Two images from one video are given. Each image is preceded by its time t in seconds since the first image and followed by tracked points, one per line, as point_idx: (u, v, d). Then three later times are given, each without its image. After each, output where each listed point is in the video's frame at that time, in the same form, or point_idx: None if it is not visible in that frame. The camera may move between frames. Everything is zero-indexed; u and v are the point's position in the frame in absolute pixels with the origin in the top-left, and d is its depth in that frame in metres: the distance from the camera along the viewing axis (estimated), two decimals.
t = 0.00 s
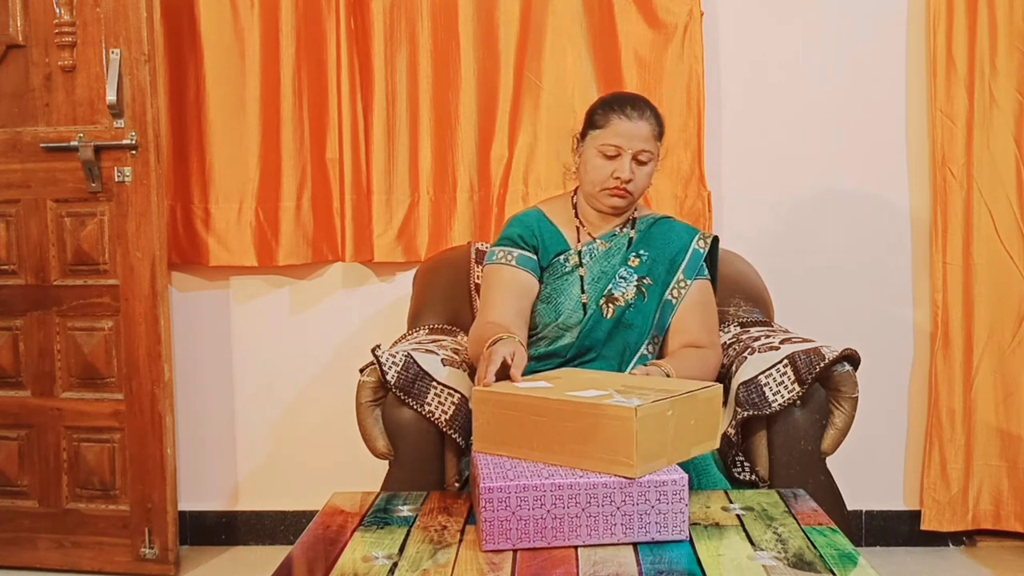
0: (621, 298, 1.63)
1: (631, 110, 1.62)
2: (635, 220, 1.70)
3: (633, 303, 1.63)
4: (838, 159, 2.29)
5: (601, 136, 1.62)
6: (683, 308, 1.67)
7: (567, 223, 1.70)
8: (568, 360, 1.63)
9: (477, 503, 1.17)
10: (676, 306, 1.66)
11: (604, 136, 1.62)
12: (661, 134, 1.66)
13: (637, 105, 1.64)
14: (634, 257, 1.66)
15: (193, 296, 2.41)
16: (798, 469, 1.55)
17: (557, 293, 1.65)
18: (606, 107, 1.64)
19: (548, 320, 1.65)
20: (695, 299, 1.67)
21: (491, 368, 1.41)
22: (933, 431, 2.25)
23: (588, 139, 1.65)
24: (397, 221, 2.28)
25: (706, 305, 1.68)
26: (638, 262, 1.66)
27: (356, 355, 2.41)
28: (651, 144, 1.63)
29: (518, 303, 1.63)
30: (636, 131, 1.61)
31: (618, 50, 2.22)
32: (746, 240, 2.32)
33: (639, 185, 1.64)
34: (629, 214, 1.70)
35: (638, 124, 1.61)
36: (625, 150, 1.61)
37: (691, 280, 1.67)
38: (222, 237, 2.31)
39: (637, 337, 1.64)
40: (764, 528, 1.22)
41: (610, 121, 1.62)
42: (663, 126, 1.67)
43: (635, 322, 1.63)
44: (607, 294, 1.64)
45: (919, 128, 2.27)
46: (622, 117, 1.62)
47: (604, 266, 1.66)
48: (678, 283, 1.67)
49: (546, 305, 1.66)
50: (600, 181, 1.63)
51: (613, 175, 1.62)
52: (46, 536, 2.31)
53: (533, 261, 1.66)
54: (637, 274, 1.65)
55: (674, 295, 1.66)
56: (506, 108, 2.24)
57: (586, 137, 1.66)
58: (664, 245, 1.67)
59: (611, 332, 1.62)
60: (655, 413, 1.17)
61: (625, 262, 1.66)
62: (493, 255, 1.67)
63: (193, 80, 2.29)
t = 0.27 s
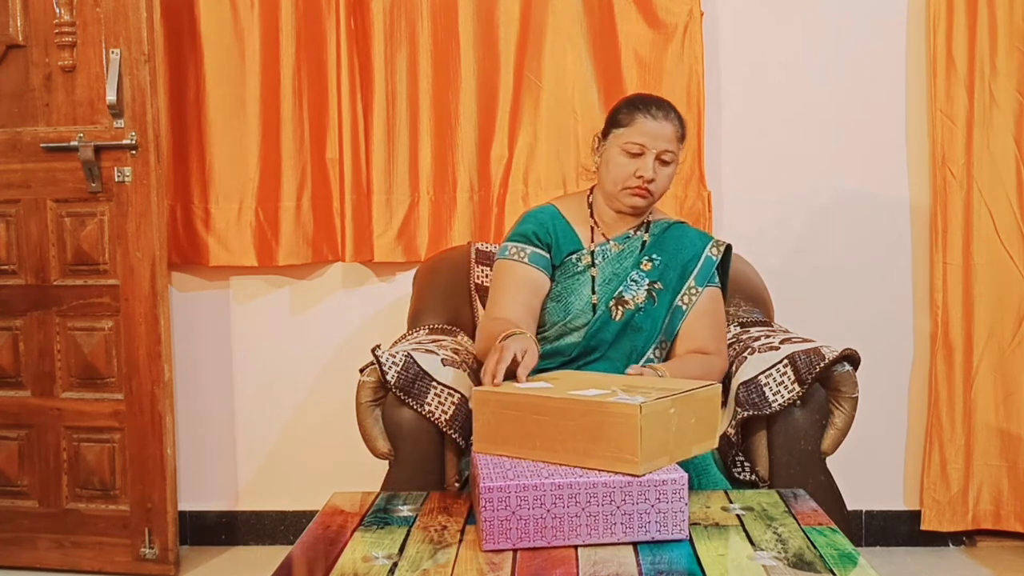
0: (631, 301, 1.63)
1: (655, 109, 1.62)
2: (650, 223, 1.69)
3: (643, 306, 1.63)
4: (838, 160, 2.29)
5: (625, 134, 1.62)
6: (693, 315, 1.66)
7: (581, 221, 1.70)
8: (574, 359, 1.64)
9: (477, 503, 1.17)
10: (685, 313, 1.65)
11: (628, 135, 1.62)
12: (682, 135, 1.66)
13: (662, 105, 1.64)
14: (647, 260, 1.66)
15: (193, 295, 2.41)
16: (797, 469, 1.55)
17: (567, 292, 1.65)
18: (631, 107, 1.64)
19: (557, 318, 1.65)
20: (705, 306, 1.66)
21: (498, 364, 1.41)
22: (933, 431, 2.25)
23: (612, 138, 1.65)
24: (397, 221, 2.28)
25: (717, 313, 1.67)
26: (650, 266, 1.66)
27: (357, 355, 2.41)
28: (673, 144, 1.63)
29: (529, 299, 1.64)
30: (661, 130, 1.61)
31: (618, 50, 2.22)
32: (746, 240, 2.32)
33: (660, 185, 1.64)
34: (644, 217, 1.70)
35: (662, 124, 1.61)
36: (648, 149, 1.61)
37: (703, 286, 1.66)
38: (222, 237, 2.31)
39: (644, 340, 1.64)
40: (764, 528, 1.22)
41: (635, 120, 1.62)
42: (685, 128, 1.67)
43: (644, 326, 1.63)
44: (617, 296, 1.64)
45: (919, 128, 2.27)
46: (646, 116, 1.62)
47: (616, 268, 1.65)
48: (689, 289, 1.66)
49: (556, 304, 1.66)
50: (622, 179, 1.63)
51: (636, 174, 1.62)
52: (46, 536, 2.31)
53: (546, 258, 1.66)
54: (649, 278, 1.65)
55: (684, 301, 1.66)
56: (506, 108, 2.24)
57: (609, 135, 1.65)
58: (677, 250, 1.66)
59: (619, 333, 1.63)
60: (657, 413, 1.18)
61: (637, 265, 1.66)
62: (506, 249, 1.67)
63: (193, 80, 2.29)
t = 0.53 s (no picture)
0: (634, 300, 1.63)
1: (647, 105, 1.64)
2: (651, 222, 1.70)
3: (646, 306, 1.63)
4: (839, 160, 2.29)
5: (617, 130, 1.64)
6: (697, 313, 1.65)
7: (583, 222, 1.69)
8: (577, 359, 1.64)
9: (477, 503, 1.17)
10: (690, 310, 1.65)
11: (620, 131, 1.64)
12: (677, 132, 1.67)
13: (653, 102, 1.66)
14: (649, 260, 1.66)
15: (193, 295, 2.41)
16: (797, 469, 1.55)
17: (569, 293, 1.65)
18: (623, 104, 1.66)
19: (559, 319, 1.65)
20: (710, 304, 1.65)
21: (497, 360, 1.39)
22: (933, 431, 2.25)
23: (606, 136, 1.66)
24: (398, 221, 2.28)
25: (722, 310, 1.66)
26: (652, 265, 1.66)
27: (357, 355, 2.41)
28: (666, 138, 1.64)
29: (525, 298, 1.62)
30: (652, 124, 1.63)
31: (618, 50, 2.22)
32: (747, 240, 2.32)
33: (657, 181, 1.64)
34: (643, 216, 1.70)
35: (653, 119, 1.63)
36: (641, 143, 1.62)
37: (707, 283, 1.66)
38: (222, 237, 2.31)
39: (647, 339, 1.63)
40: (764, 528, 1.22)
41: (626, 117, 1.64)
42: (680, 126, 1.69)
43: (647, 325, 1.63)
44: (619, 296, 1.64)
45: (919, 128, 2.27)
46: (638, 112, 1.64)
47: (618, 268, 1.65)
48: (693, 287, 1.65)
49: (558, 305, 1.66)
50: (617, 175, 1.63)
51: (630, 169, 1.62)
52: (46, 536, 2.31)
53: (547, 260, 1.65)
54: (651, 277, 1.65)
55: (689, 299, 1.65)
56: (506, 108, 2.24)
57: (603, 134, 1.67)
58: (679, 249, 1.67)
59: (622, 334, 1.63)
60: (603, 415, 1.10)
61: (639, 265, 1.66)
62: (505, 249, 1.65)
63: (193, 80, 2.29)
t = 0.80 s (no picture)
0: (621, 300, 1.64)
1: (615, 104, 1.66)
2: (634, 220, 1.70)
3: (633, 305, 1.64)
4: (839, 161, 2.29)
5: (587, 132, 1.66)
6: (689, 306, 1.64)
7: (566, 224, 1.70)
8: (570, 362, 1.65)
9: (477, 503, 1.17)
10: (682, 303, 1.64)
11: (591, 132, 1.66)
12: (650, 127, 1.68)
13: (621, 99, 1.68)
14: (633, 258, 1.66)
15: (193, 295, 2.41)
16: (798, 469, 1.55)
17: (556, 296, 1.66)
18: (592, 105, 1.68)
19: (546, 323, 1.66)
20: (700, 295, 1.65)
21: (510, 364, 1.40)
22: (933, 431, 2.25)
23: (577, 137, 1.69)
24: (398, 221, 2.28)
25: (712, 300, 1.65)
26: (637, 263, 1.66)
27: (357, 355, 2.41)
28: (638, 135, 1.65)
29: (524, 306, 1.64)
30: (621, 122, 1.65)
31: (619, 50, 2.22)
32: (747, 240, 2.32)
33: (632, 177, 1.65)
34: (625, 213, 1.70)
35: (621, 117, 1.65)
36: (611, 142, 1.64)
37: (694, 277, 1.65)
38: (222, 237, 2.31)
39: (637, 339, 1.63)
40: (764, 528, 1.22)
41: (595, 117, 1.66)
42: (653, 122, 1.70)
43: (636, 324, 1.63)
44: (606, 297, 1.64)
45: (919, 128, 2.27)
46: (606, 111, 1.66)
47: (603, 268, 1.66)
48: (682, 281, 1.65)
49: (546, 309, 1.66)
50: (591, 175, 1.65)
51: (603, 168, 1.64)
52: (46, 536, 2.31)
53: (531, 266, 1.66)
54: (637, 275, 1.65)
55: (679, 293, 1.64)
56: (507, 108, 2.24)
57: (575, 137, 1.70)
58: (664, 244, 1.66)
59: (612, 335, 1.63)
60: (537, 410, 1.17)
61: (624, 263, 1.66)
62: (491, 258, 1.66)
63: (193, 80, 2.29)
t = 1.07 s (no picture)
0: (615, 298, 1.63)
1: (592, 105, 1.66)
2: (624, 218, 1.71)
3: (627, 303, 1.63)
4: (839, 161, 2.29)
5: (566, 135, 1.66)
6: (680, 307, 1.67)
7: (556, 225, 1.71)
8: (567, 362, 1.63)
9: (477, 503, 1.17)
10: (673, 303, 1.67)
11: (569, 134, 1.66)
12: (630, 125, 1.68)
13: (597, 100, 1.68)
14: (625, 256, 1.66)
15: (193, 295, 2.41)
16: (798, 469, 1.55)
17: (549, 297, 1.66)
18: (569, 108, 1.68)
19: (541, 324, 1.66)
20: (691, 295, 1.68)
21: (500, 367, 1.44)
22: (933, 431, 2.25)
23: (557, 141, 1.69)
24: (397, 221, 2.28)
25: (701, 299, 1.69)
26: (629, 260, 1.66)
27: (357, 355, 2.41)
28: (616, 134, 1.65)
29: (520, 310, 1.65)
30: (598, 124, 1.65)
31: (619, 50, 2.22)
32: (747, 240, 2.32)
33: (613, 177, 1.65)
34: (613, 212, 1.71)
35: (598, 118, 1.65)
36: (589, 143, 1.64)
37: (686, 275, 1.67)
38: (222, 237, 2.31)
39: (631, 336, 1.63)
40: (764, 528, 1.22)
41: (573, 120, 1.66)
42: (633, 118, 1.70)
43: (630, 322, 1.63)
44: (600, 295, 1.64)
45: (919, 128, 2.27)
46: (582, 113, 1.66)
47: (595, 267, 1.66)
48: (675, 279, 1.67)
49: (540, 309, 1.66)
50: (572, 178, 1.66)
51: (584, 170, 1.64)
52: (46, 536, 2.31)
53: (523, 268, 1.66)
54: (630, 273, 1.65)
55: (671, 292, 1.66)
56: (507, 108, 2.24)
57: (555, 140, 1.70)
58: (655, 241, 1.67)
59: (607, 334, 1.62)
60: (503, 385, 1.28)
61: (617, 262, 1.66)
62: (483, 262, 1.67)
63: (193, 80, 2.29)
